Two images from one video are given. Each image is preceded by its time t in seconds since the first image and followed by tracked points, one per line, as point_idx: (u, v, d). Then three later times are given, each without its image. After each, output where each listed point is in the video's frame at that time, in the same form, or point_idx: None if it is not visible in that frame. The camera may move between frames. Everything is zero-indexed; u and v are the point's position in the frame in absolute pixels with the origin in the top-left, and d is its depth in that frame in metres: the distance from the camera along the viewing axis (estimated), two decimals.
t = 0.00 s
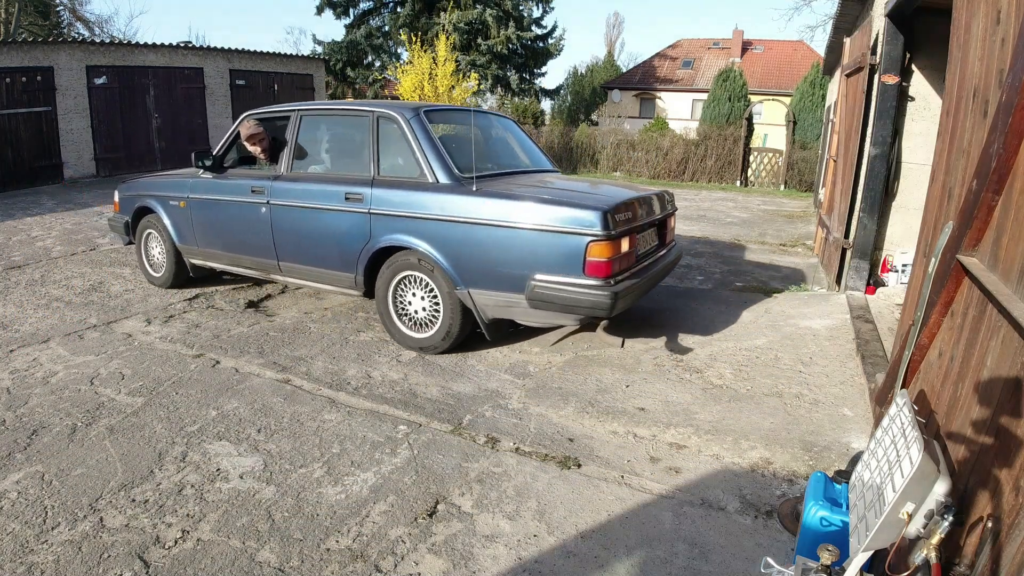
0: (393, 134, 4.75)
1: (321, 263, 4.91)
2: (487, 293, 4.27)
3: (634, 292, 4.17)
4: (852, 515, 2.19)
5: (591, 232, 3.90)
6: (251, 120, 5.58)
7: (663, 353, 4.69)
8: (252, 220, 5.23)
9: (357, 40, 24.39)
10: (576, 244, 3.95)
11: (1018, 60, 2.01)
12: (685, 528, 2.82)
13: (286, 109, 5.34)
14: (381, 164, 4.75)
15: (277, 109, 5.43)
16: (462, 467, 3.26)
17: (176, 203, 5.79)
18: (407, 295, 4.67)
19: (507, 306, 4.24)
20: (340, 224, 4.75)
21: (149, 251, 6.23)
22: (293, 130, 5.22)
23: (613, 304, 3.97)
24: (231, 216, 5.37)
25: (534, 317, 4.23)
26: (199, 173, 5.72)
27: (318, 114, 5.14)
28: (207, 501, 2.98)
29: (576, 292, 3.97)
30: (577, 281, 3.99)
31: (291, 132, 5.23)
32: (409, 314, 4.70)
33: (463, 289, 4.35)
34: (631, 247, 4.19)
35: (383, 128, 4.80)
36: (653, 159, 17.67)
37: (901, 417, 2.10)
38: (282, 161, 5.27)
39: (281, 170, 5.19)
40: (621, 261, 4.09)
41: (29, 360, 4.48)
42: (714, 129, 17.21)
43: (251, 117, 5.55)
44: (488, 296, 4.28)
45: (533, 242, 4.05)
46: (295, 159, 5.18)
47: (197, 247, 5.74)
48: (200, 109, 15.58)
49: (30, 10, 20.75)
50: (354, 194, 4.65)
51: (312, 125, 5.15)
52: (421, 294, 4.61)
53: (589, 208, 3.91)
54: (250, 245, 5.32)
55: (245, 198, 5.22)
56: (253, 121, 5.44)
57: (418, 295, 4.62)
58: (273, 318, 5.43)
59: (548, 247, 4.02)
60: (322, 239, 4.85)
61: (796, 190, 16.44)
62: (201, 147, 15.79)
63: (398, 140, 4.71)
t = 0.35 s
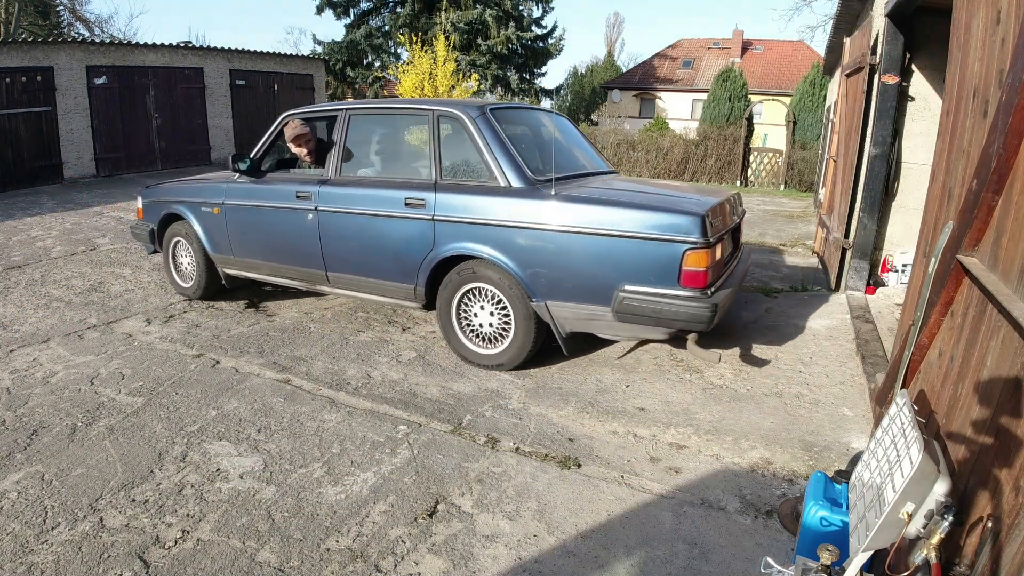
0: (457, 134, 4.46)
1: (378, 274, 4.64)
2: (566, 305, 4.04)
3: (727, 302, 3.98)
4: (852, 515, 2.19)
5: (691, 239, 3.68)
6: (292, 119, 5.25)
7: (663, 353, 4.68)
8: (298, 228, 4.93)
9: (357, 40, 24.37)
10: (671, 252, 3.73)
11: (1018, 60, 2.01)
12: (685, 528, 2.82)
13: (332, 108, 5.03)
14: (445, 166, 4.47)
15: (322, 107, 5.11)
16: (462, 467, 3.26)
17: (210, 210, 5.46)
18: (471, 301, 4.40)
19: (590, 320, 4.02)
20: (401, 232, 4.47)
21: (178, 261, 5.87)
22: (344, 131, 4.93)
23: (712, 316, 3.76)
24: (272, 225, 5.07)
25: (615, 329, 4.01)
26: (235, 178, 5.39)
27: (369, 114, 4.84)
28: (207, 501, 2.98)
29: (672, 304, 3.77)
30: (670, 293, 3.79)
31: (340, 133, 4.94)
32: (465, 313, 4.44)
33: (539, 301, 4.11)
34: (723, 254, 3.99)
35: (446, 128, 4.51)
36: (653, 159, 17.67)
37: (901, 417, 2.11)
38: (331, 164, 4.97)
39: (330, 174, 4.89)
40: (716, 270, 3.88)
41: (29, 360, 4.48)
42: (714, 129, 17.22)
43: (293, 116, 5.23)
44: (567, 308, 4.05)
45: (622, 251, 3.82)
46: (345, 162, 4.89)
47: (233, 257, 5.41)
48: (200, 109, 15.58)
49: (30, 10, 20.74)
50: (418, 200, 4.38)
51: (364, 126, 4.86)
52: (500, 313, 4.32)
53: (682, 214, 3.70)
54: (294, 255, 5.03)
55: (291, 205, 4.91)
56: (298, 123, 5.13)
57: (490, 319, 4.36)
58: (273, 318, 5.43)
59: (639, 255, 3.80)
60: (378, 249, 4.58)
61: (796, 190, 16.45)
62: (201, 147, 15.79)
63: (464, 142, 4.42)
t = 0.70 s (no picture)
0: (535, 133, 4.21)
1: (448, 285, 4.38)
2: (666, 313, 3.79)
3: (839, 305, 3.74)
4: (852, 515, 2.19)
5: (811, 238, 3.45)
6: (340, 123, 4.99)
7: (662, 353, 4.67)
8: (354, 236, 4.65)
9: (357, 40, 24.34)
10: (792, 252, 3.48)
11: (1018, 60, 2.01)
12: (685, 528, 2.82)
13: (387, 109, 4.77)
14: (523, 168, 4.21)
15: (372, 109, 4.87)
16: (462, 468, 3.26)
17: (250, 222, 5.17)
18: (558, 306, 4.13)
19: (694, 328, 3.77)
20: (474, 239, 4.20)
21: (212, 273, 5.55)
22: (403, 132, 4.67)
23: (836, 322, 3.50)
24: (320, 234, 4.81)
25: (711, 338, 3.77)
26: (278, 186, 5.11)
27: (430, 113, 4.58)
28: (207, 501, 2.98)
29: (789, 309, 3.51)
30: (787, 297, 3.53)
31: (398, 135, 4.68)
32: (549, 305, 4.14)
33: (638, 309, 3.85)
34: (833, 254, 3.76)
35: (521, 129, 4.26)
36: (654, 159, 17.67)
37: (901, 418, 2.11)
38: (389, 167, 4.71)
39: (388, 179, 4.63)
40: (832, 268, 3.65)
41: (29, 360, 4.48)
42: (714, 129, 17.22)
43: (344, 118, 4.96)
44: (669, 317, 3.80)
45: (736, 252, 3.56)
46: (405, 166, 4.63)
47: (279, 270, 5.13)
48: (200, 109, 15.58)
49: (30, 10, 20.73)
50: (495, 203, 4.11)
51: (426, 125, 4.60)
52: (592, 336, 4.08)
53: (800, 211, 3.47)
54: (350, 264, 4.75)
55: (348, 212, 4.63)
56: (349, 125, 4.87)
57: (572, 335, 4.12)
58: (273, 318, 5.43)
59: (758, 254, 3.53)
60: (448, 258, 4.32)
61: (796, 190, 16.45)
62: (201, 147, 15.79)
63: (545, 141, 4.16)
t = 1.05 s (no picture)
0: (612, 126, 4.05)
1: (514, 288, 4.21)
2: (760, 315, 3.64)
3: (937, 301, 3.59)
4: (852, 515, 2.19)
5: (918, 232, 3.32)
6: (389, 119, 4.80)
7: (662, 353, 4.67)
8: (411, 236, 4.46)
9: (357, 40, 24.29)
10: (838, 249, 3.41)
11: (1018, 60, 2.01)
12: (685, 529, 2.81)
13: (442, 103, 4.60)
14: (599, 164, 4.04)
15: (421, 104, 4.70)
16: (462, 468, 3.26)
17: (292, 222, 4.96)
18: (638, 311, 3.93)
19: (793, 330, 3.60)
20: (548, 239, 4.02)
21: (249, 278, 5.32)
22: (463, 126, 4.49)
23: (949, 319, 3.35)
24: (360, 235, 4.67)
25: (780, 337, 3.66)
26: (323, 184, 4.91)
27: (491, 106, 4.42)
28: (207, 501, 2.98)
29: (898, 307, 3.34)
30: (895, 294, 3.37)
31: (458, 129, 4.50)
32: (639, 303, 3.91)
33: (730, 311, 3.70)
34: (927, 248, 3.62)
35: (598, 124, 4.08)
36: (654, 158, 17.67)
37: (901, 418, 2.11)
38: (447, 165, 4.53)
39: (446, 176, 4.45)
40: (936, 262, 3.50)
41: (29, 360, 4.48)
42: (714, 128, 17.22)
43: (398, 113, 4.78)
44: (766, 319, 3.64)
45: (828, 250, 3.43)
46: (465, 160, 4.45)
47: (324, 273, 4.93)
48: (200, 109, 15.58)
49: (30, 10, 20.73)
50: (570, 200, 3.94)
51: (486, 119, 4.43)
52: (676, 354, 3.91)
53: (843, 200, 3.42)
54: (400, 266, 4.57)
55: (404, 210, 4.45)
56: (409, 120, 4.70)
57: (648, 343, 3.94)
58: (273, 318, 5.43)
59: (782, 254, 3.51)
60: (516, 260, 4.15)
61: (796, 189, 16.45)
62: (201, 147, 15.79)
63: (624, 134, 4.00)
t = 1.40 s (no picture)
0: (688, 125, 3.90)
1: (577, 295, 4.08)
2: (850, 326, 3.50)
3: None
4: (852, 515, 2.18)
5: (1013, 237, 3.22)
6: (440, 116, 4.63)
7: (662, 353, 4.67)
8: (465, 240, 4.31)
9: (357, 40, 24.27)
10: (852, 247, 3.41)
11: (1018, 60, 2.01)
12: (685, 529, 2.82)
13: (497, 99, 4.44)
14: (673, 165, 3.90)
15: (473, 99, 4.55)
16: (462, 468, 3.26)
17: (334, 224, 4.79)
18: (712, 320, 3.79)
19: (879, 343, 3.45)
20: (618, 244, 3.87)
21: (285, 279, 5.13)
22: (520, 125, 4.33)
23: None
24: (399, 237, 4.54)
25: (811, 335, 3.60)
26: (366, 183, 4.76)
27: (552, 102, 4.25)
28: (207, 501, 2.98)
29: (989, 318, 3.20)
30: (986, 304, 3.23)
31: (514, 128, 4.34)
32: (739, 315, 3.73)
33: (815, 322, 3.57)
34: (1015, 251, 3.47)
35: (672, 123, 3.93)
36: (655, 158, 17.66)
37: (901, 418, 2.11)
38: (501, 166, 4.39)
39: (502, 177, 4.31)
40: None
41: (30, 360, 4.48)
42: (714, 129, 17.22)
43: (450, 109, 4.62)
44: (853, 330, 3.50)
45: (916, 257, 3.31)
46: (520, 159, 4.31)
47: (365, 278, 4.77)
48: (200, 109, 15.58)
49: (30, 10, 20.74)
50: (643, 203, 3.79)
51: (545, 116, 4.27)
52: (729, 370, 3.84)
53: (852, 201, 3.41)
54: (451, 271, 4.43)
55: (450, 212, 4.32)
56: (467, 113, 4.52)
57: (711, 346, 3.82)
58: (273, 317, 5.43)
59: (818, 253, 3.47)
60: (580, 266, 4.01)
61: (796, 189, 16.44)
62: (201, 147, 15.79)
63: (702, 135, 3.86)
